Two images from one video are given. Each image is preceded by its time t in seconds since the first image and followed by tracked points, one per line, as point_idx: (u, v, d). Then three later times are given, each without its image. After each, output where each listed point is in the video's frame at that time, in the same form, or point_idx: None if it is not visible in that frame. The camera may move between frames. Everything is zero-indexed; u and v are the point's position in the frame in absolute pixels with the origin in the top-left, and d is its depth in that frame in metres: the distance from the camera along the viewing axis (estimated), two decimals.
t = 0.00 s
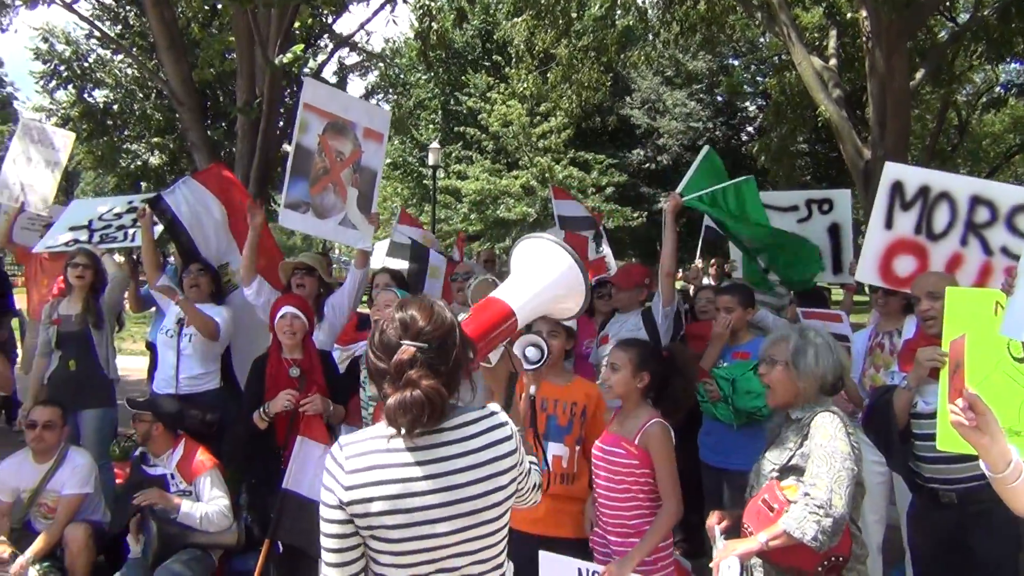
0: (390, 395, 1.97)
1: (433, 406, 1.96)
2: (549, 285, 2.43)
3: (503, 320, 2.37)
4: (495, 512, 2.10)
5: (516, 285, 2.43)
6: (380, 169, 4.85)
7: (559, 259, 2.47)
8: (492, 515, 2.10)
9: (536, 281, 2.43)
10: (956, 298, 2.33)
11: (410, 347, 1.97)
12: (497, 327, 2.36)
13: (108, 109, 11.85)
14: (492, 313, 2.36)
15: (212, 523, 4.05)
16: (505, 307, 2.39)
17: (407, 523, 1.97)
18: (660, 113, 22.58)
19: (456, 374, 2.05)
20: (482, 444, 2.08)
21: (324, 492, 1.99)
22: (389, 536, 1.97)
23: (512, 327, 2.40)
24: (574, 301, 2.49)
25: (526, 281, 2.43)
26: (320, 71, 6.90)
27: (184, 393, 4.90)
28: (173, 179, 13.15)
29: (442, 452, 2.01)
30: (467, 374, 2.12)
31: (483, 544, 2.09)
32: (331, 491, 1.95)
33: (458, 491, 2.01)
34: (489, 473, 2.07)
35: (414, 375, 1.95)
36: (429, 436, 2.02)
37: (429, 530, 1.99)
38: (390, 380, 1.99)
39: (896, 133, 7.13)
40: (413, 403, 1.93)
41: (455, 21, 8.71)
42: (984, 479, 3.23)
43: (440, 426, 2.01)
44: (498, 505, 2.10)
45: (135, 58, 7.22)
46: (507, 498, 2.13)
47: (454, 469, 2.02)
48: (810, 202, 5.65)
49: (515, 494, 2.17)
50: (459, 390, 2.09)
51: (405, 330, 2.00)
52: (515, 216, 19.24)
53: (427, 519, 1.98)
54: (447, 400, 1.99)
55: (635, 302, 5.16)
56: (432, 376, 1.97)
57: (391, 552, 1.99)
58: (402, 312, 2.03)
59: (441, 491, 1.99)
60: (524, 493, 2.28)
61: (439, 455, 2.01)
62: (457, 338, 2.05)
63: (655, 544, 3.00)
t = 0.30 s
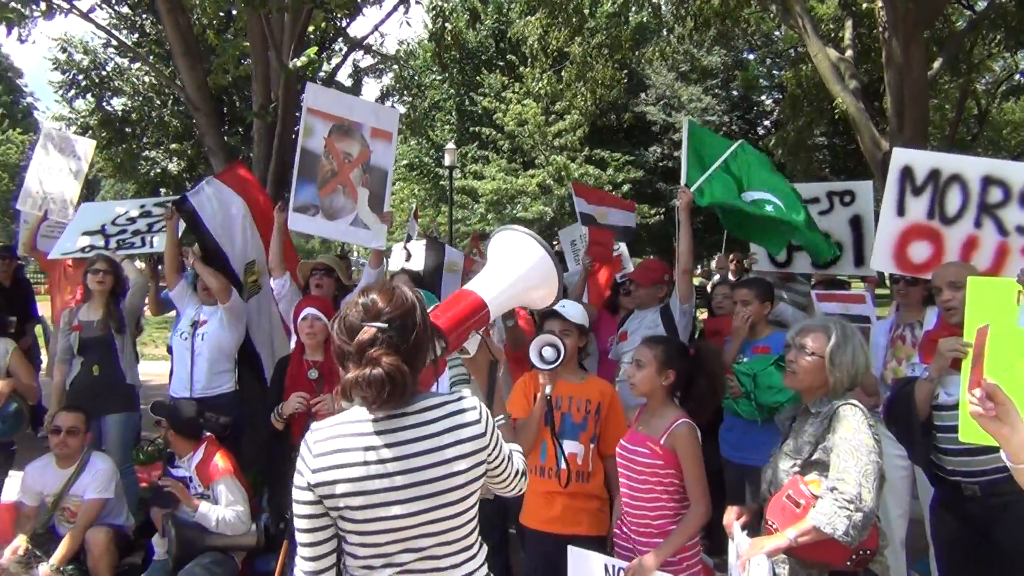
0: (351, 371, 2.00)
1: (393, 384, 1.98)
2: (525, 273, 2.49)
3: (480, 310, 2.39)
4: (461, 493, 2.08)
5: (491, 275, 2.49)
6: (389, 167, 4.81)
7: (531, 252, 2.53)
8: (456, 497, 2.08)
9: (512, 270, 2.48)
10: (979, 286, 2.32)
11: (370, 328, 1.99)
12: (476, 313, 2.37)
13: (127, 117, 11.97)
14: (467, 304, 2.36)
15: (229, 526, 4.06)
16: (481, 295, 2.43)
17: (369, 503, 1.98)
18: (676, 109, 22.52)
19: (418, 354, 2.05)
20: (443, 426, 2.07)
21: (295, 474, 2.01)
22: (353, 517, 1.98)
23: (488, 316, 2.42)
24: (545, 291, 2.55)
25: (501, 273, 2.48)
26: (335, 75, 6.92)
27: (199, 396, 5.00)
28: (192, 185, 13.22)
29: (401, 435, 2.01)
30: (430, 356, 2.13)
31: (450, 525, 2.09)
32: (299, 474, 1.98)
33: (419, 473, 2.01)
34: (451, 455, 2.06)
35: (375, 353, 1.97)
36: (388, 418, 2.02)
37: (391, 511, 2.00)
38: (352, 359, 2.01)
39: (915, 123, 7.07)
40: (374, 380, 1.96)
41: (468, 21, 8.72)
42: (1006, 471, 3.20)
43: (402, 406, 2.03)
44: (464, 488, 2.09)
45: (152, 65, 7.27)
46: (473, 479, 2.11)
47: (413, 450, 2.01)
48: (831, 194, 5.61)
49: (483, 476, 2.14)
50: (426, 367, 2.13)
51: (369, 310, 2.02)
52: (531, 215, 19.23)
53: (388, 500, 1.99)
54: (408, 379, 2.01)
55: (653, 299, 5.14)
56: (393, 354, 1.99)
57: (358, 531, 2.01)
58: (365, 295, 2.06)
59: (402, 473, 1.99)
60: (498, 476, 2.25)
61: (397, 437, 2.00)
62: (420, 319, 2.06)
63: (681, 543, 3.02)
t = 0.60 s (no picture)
0: (345, 375, 2.05)
1: (386, 387, 2.01)
2: (529, 290, 2.46)
3: (484, 322, 2.35)
4: (461, 500, 2.12)
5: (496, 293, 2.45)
6: (402, 172, 4.77)
7: (538, 267, 2.50)
8: (456, 505, 2.11)
9: (518, 287, 2.46)
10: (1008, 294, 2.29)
11: (367, 334, 2.04)
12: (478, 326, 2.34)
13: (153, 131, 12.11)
14: (474, 316, 2.35)
15: (257, 537, 4.10)
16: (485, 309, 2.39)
17: (370, 513, 2.01)
18: (698, 118, 22.46)
19: (415, 360, 2.09)
20: (439, 435, 2.10)
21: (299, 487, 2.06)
22: (355, 526, 2.02)
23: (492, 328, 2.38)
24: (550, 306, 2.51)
25: (507, 288, 2.45)
26: (358, 87, 6.97)
27: (225, 406, 5.05)
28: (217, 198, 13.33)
29: (399, 445, 2.04)
30: (429, 360, 2.17)
31: (450, 533, 2.12)
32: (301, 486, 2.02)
33: (417, 481, 2.05)
34: (447, 465, 2.09)
35: (368, 358, 2.02)
36: (385, 429, 2.05)
37: (392, 519, 2.03)
38: (347, 364, 2.06)
39: (940, 130, 7.01)
40: (366, 382, 2.00)
41: (490, 32, 8.75)
42: None
43: (396, 413, 2.07)
44: (464, 496, 2.12)
45: (178, 80, 7.35)
46: (473, 487, 2.14)
47: (410, 459, 2.05)
48: (859, 201, 5.54)
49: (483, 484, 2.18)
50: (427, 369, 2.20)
51: (366, 318, 2.09)
52: (554, 225, 19.20)
53: (388, 509, 2.02)
54: (402, 383, 2.05)
55: (677, 309, 5.12)
56: (387, 359, 2.03)
57: (361, 541, 2.04)
58: (364, 306, 2.13)
59: (401, 482, 2.03)
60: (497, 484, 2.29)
61: (395, 446, 2.04)
62: (417, 326, 2.11)
63: (705, 557, 3.05)
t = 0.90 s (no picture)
0: (348, 390, 2.06)
1: (387, 403, 2.01)
2: (547, 330, 2.31)
3: (495, 357, 2.22)
4: (478, 520, 2.11)
5: (516, 329, 2.30)
6: (424, 175, 4.79)
7: (567, 304, 2.35)
8: (473, 525, 2.11)
9: (538, 323, 2.31)
10: None
11: (369, 349, 2.05)
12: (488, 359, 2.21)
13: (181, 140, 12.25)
14: (488, 347, 2.22)
15: (290, 538, 4.10)
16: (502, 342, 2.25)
17: (385, 538, 2.02)
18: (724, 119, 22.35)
19: (417, 377, 2.09)
20: (451, 454, 2.11)
21: (314, 518, 2.07)
22: (372, 553, 2.02)
23: (503, 364, 2.24)
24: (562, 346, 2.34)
25: (527, 323, 2.31)
26: (383, 93, 7.00)
27: (258, 409, 5.03)
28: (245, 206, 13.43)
29: (409, 466, 2.05)
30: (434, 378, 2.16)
31: (470, 554, 2.11)
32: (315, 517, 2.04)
33: (432, 503, 2.05)
34: (461, 484, 2.09)
35: (369, 372, 2.02)
36: (395, 452, 2.06)
37: (409, 543, 2.03)
38: (350, 379, 2.07)
39: (971, 127, 6.92)
40: (364, 398, 2.01)
41: (513, 36, 8.76)
42: None
43: (399, 430, 2.07)
44: (479, 515, 2.11)
45: (205, 88, 7.43)
46: (489, 506, 2.14)
47: (423, 480, 2.06)
48: (890, 200, 5.48)
49: (499, 502, 2.17)
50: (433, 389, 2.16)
51: (369, 335, 2.10)
52: (580, 228, 19.19)
53: (403, 533, 2.03)
54: (404, 402, 2.05)
55: (704, 308, 5.08)
56: (389, 374, 2.04)
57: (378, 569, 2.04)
58: (368, 323, 2.14)
59: (414, 504, 2.04)
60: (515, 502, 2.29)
61: (407, 469, 2.05)
62: (421, 344, 2.11)
63: (732, 557, 3.02)
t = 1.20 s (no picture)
0: (358, 384, 2.08)
1: (396, 396, 2.03)
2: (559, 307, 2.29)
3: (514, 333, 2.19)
4: (489, 499, 2.11)
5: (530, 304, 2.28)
6: (432, 176, 4.69)
7: (581, 279, 2.36)
8: (484, 504, 2.11)
9: (553, 299, 2.30)
10: None
11: (377, 341, 2.06)
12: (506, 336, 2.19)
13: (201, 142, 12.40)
14: (507, 320, 2.19)
15: (313, 537, 4.14)
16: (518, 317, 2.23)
17: (396, 517, 2.04)
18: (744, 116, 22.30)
19: (427, 367, 2.10)
20: (461, 436, 2.10)
21: (329, 495, 2.11)
22: (385, 532, 2.05)
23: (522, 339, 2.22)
24: (578, 320, 2.34)
25: (543, 300, 2.29)
26: (402, 93, 7.02)
27: (281, 408, 5.08)
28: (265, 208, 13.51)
29: (420, 451, 2.06)
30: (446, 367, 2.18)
31: (482, 533, 2.12)
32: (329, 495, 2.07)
33: (443, 483, 2.06)
34: (474, 465, 2.09)
35: (378, 366, 2.04)
36: (407, 433, 2.07)
37: (421, 523, 2.05)
38: (360, 372, 2.09)
39: (995, 122, 6.84)
40: (375, 390, 2.02)
41: (531, 35, 8.75)
42: None
43: (411, 420, 2.08)
44: (490, 495, 2.11)
45: (226, 91, 7.47)
46: (501, 485, 2.14)
47: (435, 460, 2.06)
48: (910, 195, 5.42)
49: (513, 480, 2.17)
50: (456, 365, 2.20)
51: (378, 327, 2.11)
52: (600, 227, 19.16)
53: (414, 513, 2.04)
54: (413, 395, 2.06)
55: (724, 304, 5.05)
56: (397, 368, 2.05)
57: (390, 547, 2.08)
58: (375, 317, 2.15)
59: (426, 484, 2.05)
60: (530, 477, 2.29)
61: (418, 450, 2.06)
62: (431, 334, 2.11)
63: (751, 554, 3.02)
